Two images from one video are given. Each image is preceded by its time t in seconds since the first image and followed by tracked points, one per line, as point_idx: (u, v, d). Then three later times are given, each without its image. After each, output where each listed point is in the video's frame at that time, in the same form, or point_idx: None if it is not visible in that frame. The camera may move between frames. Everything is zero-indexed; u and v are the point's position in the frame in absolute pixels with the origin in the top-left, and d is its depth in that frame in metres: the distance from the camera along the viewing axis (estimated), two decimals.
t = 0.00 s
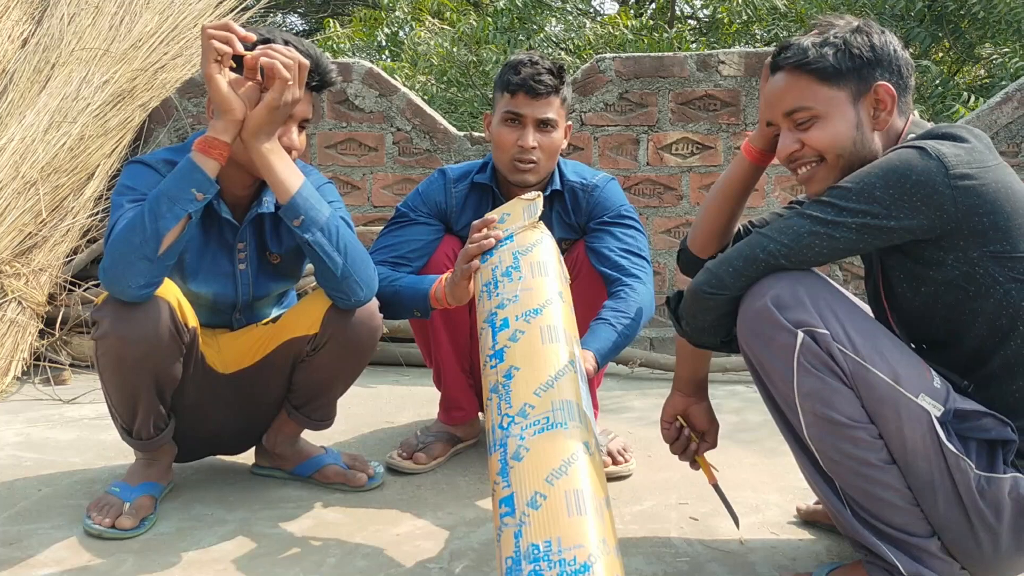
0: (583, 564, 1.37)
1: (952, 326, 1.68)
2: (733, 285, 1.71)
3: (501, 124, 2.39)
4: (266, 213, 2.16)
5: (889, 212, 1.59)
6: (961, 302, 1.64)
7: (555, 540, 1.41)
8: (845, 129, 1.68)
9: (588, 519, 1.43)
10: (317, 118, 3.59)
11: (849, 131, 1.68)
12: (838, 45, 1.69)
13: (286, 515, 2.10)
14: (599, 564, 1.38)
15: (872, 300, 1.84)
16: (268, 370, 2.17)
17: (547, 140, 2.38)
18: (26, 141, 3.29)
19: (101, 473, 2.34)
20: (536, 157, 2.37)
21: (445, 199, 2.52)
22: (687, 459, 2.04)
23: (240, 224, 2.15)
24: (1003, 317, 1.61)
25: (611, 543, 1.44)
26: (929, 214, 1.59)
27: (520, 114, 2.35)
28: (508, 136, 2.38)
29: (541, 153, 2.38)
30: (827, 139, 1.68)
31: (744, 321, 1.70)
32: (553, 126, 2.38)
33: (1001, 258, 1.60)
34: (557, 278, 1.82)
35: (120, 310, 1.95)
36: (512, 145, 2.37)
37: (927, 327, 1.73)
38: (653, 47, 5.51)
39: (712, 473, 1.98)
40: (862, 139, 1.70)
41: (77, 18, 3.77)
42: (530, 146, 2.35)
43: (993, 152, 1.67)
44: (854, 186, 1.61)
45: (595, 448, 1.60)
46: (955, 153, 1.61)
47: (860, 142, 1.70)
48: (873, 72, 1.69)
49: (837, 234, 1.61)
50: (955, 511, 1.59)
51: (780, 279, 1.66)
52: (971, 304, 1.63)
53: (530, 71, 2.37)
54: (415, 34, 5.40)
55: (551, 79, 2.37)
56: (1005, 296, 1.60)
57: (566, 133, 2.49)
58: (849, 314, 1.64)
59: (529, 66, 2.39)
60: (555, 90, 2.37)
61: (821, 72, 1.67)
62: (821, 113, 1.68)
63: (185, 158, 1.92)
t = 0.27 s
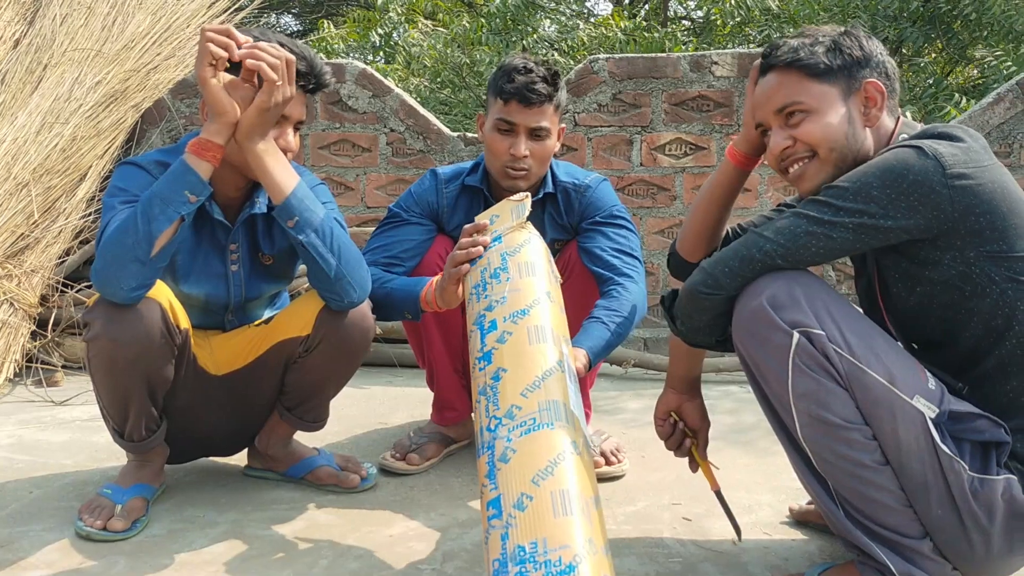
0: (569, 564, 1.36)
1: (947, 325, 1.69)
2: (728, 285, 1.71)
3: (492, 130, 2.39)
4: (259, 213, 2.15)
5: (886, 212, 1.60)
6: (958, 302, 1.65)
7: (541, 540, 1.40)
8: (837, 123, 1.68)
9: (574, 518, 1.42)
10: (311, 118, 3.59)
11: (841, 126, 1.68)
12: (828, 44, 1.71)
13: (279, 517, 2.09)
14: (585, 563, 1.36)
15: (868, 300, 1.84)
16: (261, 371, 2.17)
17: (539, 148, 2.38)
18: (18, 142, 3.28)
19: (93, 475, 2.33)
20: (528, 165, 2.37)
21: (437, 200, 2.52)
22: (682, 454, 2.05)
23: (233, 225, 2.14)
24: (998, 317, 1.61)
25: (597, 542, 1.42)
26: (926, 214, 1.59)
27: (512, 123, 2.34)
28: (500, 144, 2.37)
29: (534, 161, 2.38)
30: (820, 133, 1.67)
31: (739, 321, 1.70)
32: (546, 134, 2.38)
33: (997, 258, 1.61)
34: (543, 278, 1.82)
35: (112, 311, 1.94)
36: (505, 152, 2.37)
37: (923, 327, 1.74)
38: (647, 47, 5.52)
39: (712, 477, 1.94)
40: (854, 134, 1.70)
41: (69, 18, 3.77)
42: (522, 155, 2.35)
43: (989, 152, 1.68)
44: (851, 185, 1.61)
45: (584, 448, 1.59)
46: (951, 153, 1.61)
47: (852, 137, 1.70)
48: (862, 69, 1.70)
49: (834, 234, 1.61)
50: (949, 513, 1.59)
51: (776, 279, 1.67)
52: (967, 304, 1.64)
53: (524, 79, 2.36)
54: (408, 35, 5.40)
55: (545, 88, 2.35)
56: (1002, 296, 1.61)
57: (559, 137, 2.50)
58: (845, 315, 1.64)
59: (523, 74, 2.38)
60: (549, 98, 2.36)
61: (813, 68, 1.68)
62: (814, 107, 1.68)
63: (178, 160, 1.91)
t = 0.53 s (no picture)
0: (560, 564, 1.36)
1: (940, 323, 1.69)
2: (721, 285, 1.71)
3: (487, 134, 2.38)
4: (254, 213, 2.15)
5: (878, 210, 1.60)
6: (950, 299, 1.65)
7: (532, 541, 1.40)
8: (829, 122, 1.68)
9: (566, 519, 1.42)
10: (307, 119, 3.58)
11: (833, 126, 1.68)
12: (821, 44, 1.71)
13: (274, 518, 2.09)
14: (576, 563, 1.36)
15: (861, 299, 1.84)
16: (256, 372, 2.17)
17: (535, 152, 2.38)
18: (13, 143, 3.28)
19: (88, 477, 2.33)
20: (522, 169, 2.39)
21: (431, 201, 2.52)
22: (678, 461, 2.04)
23: (228, 226, 2.14)
24: (991, 314, 1.61)
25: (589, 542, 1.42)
26: (917, 211, 1.60)
27: (508, 127, 2.34)
28: (496, 148, 2.37)
29: (529, 165, 2.39)
30: (812, 132, 1.68)
31: (732, 321, 1.70)
32: (542, 139, 2.38)
33: (989, 254, 1.61)
34: (533, 277, 1.82)
35: (107, 312, 1.94)
36: (500, 156, 2.37)
37: (916, 325, 1.74)
38: (643, 48, 5.52)
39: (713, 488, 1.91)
40: (847, 134, 1.70)
41: (64, 20, 3.76)
42: (517, 160, 2.36)
43: (980, 150, 1.68)
44: (842, 184, 1.61)
45: (575, 448, 1.59)
46: (942, 151, 1.61)
47: (844, 137, 1.70)
48: (856, 69, 1.70)
49: (826, 233, 1.61)
50: (943, 512, 1.59)
51: (768, 278, 1.67)
52: (959, 301, 1.64)
53: (521, 85, 2.33)
54: (404, 36, 5.40)
55: (542, 93, 2.34)
56: (994, 293, 1.61)
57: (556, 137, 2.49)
58: (838, 314, 1.64)
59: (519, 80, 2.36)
60: (545, 104, 2.35)
61: (806, 67, 1.68)
62: (807, 106, 1.68)
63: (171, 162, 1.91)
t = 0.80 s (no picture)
0: (555, 566, 1.35)
1: (938, 324, 1.69)
2: (718, 288, 1.71)
3: (490, 133, 2.38)
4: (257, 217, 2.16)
5: (873, 212, 1.60)
6: (946, 300, 1.65)
7: (528, 543, 1.40)
8: (825, 124, 1.68)
9: (562, 520, 1.41)
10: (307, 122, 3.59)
11: (828, 128, 1.68)
12: (818, 47, 1.71)
13: (275, 521, 2.09)
14: (572, 564, 1.35)
15: (858, 302, 1.84)
16: (257, 375, 2.17)
17: (536, 154, 2.38)
18: (14, 147, 3.28)
19: (89, 480, 2.33)
20: (525, 170, 2.38)
21: (431, 204, 2.53)
22: (679, 462, 2.04)
23: (231, 229, 2.14)
24: (987, 315, 1.62)
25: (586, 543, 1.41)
26: (912, 213, 1.60)
27: (511, 129, 2.34)
28: (497, 149, 2.37)
29: (530, 166, 2.39)
30: (807, 135, 1.68)
31: (730, 323, 1.70)
32: (543, 140, 2.38)
33: (984, 255, 1.61)
34: (531, 281, 1.82)
35: (108, 316, 1.94)
36: (502, 157, 2.37)
37: (913, 326, 1.74)
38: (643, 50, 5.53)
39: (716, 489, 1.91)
40: (842, 136, 1.70)
41: (65, 24, 3.77)
42: (519, 161, 2.36)
43: (974, 151, 1.68)
44: (837, 187, 1.61)
45: (573, 450, 1.59)
46: (936, 152, 1.62)
47: (839, 139, 1.70)
48: (851, 71, 1.70)
49: (822, 235, 1.62)
50: (943, 513, 1.59)
51: (766, 281, 1.67)
52: (955, 302, 1.64)
53: (523, 86, 2.35)
54: (404, 38, 5.41)
55: (544, 94, 2.35)
56: (990, 293, 1.61)
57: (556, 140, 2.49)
58: (835, 316, 1.65)
59: (522, 81, 2.37)
60: (547, 106, 2.35)
61: (802, 70, 1.68)
62: (802, 109, 1.68)
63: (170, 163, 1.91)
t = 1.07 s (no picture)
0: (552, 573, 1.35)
1: (937, 330, 1.69)
2: (718, 297, 1.71)
3: (492, 142, 2.39)
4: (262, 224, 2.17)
5: (871, 220, 1.60)
6: (945, 307, 1.65)
7: (525, 552, 1.40)
8: (820, 134, 1.68)
9: (559, 528, 1.41)
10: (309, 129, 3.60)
11: (824, 137, 1.69)
12: (815, 56, 1.71)
13: (277, 528, 2.09)
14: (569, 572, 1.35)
15: (858, 309, 1.85)
16: (260, 382, 2.17)
17: (538, 162, 2.39)
18: (18, 154, 3.28)
19: (93, 488, 2.33)
20: (527, 178, 2.39)
21: (433, 212, 2.53)
22: (680, 472, 2.04)
23: (236, 236, 2.15)
24: (986, 321, 1.62)
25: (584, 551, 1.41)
26: (910, 220, 1.60)
27: (513, 136, 2.34)
28: (500, 157, 2.38)
29: (532, 174, 2.39)
30: (803, 144, 1.68)
31: (731, 332, 1.70)
32: (546, 148, 2.38)
33: (983, 262, 1.61)
34: (532, 289, 1.82)
35: (113, 325, 1.95)
36: (504, 166, 2.38)
37: (913, 332, 1.74)
38: (645, 56, 5.55)
39: (717, 498, 1.91)
40: (838, 146, 1.70)
41: (69, 31, 3.79)
42: (521, 168, 2.36)
43: (971, 158, 1.69)
44: (835, 196, 1.62)
45: (573, 457, 1.58)
46: (933, 160, 1.62)
47: (835, 148, 1.70)
48: (848, 81, 1.70)
49: (821, 243, 1.62)
50: (946, 520, 1.59)
51: (766, 289, 1.67)
52: (954, 308, 1.64)
53: (526, 95, 2.34)
54: (407, 45, 5.43)
55: (547, 103, 2.34)
56: (989, 300, 1.61)
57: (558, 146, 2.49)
58: (836, 324, 1.65)
59: (525, 90, 2.36)
60: (550, 114, 2.35)
61: (799, 79, 1.69)
62: (798, 118, 1.69)
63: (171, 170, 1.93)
